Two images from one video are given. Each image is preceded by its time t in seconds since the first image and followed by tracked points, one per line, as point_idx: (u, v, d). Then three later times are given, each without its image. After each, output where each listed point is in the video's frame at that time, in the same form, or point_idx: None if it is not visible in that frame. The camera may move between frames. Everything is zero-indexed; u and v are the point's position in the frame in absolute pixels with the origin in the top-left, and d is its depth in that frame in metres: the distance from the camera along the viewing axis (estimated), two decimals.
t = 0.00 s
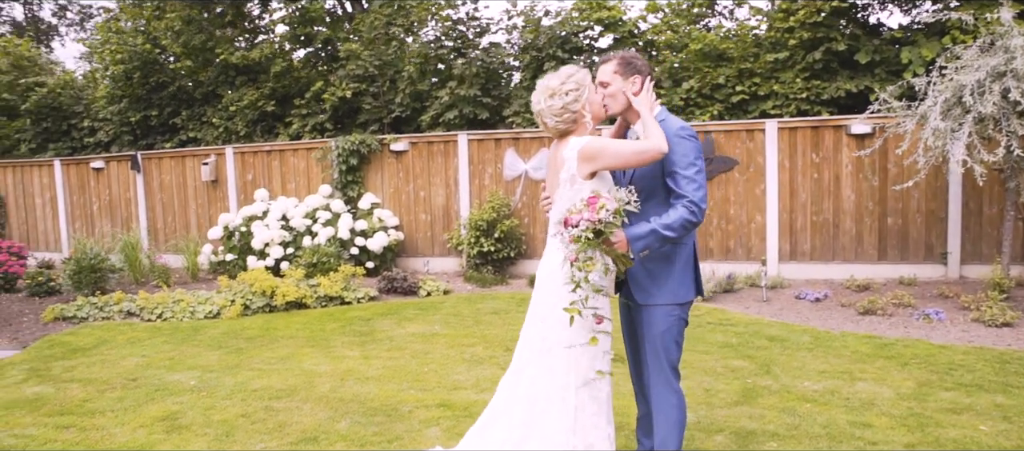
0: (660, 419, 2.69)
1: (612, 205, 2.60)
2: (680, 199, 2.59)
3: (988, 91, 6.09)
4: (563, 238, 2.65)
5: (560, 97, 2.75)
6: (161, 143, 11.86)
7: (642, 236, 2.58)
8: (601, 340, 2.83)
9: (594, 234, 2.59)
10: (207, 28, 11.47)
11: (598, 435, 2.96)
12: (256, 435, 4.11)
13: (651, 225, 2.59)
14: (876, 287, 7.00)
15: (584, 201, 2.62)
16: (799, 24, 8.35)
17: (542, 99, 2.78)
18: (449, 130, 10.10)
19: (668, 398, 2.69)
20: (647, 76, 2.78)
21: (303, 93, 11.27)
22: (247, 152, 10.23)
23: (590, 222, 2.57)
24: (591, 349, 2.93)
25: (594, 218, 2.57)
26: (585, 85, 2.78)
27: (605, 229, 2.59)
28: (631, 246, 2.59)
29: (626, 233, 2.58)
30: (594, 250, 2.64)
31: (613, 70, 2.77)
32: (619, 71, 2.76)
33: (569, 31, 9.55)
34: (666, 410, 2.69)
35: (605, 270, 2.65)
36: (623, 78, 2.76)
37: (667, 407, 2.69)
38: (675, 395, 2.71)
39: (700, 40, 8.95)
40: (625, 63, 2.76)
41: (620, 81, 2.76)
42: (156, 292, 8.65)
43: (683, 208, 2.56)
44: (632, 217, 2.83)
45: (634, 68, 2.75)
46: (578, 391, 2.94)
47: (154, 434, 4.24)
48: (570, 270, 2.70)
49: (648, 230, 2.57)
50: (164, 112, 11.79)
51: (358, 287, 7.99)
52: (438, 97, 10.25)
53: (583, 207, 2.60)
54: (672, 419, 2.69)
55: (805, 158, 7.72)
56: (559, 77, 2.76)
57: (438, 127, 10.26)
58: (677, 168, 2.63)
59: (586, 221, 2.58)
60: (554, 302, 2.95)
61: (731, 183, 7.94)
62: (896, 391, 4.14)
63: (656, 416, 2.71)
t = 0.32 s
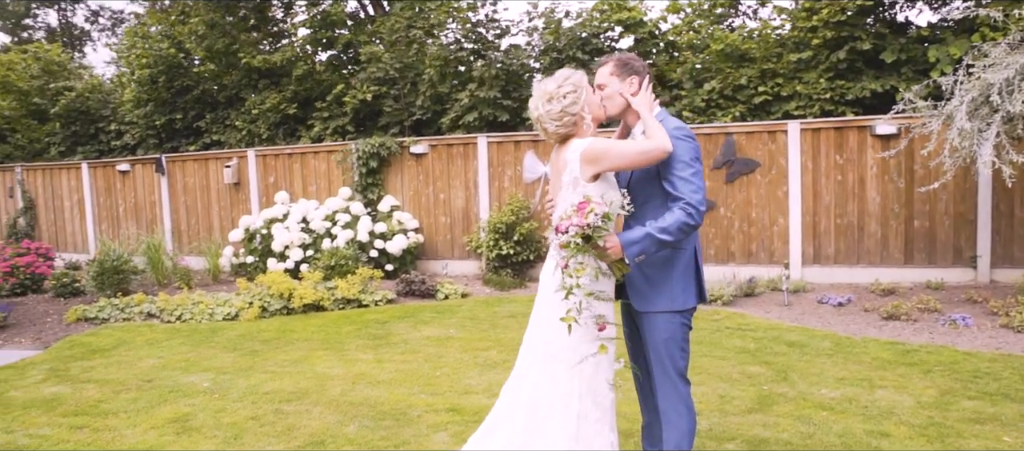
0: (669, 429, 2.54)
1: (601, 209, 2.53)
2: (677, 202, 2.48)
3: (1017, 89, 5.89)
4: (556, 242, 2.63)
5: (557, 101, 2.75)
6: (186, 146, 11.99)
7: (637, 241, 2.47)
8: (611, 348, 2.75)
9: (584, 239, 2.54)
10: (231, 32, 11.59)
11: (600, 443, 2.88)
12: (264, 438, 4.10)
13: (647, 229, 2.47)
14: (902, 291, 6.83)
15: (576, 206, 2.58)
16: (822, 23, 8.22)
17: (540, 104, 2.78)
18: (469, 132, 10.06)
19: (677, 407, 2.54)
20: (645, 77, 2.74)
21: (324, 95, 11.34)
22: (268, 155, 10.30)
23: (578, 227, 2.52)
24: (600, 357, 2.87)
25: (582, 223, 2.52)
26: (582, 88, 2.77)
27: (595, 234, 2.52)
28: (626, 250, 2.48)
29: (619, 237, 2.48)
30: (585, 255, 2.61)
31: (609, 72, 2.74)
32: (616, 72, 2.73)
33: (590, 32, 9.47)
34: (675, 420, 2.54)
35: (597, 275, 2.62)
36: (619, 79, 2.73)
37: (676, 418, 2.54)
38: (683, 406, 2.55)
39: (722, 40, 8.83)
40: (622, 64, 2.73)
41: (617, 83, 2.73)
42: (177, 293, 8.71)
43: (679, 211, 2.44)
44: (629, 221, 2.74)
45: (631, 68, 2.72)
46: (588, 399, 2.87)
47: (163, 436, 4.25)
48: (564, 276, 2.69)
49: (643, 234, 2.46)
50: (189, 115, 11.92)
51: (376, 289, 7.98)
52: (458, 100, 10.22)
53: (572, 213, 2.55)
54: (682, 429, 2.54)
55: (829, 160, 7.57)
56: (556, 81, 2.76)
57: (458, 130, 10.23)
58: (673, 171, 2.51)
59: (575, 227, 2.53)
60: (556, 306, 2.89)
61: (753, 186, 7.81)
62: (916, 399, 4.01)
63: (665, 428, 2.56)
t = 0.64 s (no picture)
0: (669, 440, 2.47)
1: (590, 216, 2.49)
2: (672, 208, 2.43)
3: None
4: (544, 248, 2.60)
5: (554, 105, 2.77)
6: (208, 149, 12.11)
7: (629, 248, 2.42)
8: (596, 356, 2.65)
9: (571, 246, 2.50)
10: (253, 37, 11.70)
11: None
12: (271, 442, 4.09)
13: (640, 236, 2.42)
14: (926, 298, 6.66)
15: (564, 213, 2.55)
16: (845, 24, 8.07)
17: (537, 108, 2.80)
18: (487, 135, 10.03)
19: (677, 417, 2.47)
20: (644, 79, 2.77)
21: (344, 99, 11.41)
22: (289, 158, 10.36)
23: (565, 234, 2.49)
24: (588, 369, 2.74)
25: (569, 230, 2.48)
26: (579, 91, 2.78)
27: (582, 241, 2.48)
28: (617, 258, 2.43)
29: (609, 245, 2.43)
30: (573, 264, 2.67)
31: (608, 75, 2.77)
32: (615, 75, 2.75)
33: (609, 35, 9.41)
34: (675, 429, 2.47)
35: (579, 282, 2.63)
36: (618, 82, 2.75)
37: (675, 427, 2.47)
38: (683, 416, 2.47)
39: (744, 42, 8.72)
40: (621, 67, 2.75)
41: (615, 86, 2.76)
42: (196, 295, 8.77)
43: (672, 217, 2.38)
44: (627, 228, 2.69)
45: (630, 71, 2.74)
46: (587, 412, 2.74)
47: (172, 438, 4.26)
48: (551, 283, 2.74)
49: (634, 241, 2.41)
50: (212, 118, 12.05)
51: (392, 293, 7.97)
52: (477, 103, 10.19)
53: (561, 219, 2.53)
54: (680, 440, 2.46)
55: (851, 163, 7.43)
56: (553, 85, 2.78)
57: (477, 133, 10.20)
58: (669, 176, 2.46)
59: (562, 234, 2.50)
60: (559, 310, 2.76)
61: (774, 189, 7.68)
62: (935, 409, 3.90)
63: (665, 438, 2.49)
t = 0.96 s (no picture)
0: None
1: (581, 224, 2.45)
2: (667, 216, 2.39)
3: None
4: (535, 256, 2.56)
5: (551, 110, 2.78)
6: (230, 152, 12.23)
7: (622, 256, 2.39)
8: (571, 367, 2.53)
9: (562, 255, 2.47)
10: (273, 41, 11.81)
11: None
12: (276, 445, 4.10)
13: (633, 245, 2.39)
14: (948, 306, 6.52)
15: (557, 221, 2.51)
16: (866, 26, 7.95)
17: (535, 114, 2.82)
18: (505, 139, 10.01)
19: (674, 428, 2.42)
20: (646, 83, 2.72)
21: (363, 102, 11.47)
22: (308, 161, 10.42)
23: (557, 243, 2.46)
24: (581, 378, 2.62)
25: (560, 239, 2.45)
26: (578, 96, 2.79)
27: (573, 251, 2.45)
28: (610, 266, 2.40)
29: (602, 253, 2.40)
30: (565, 275, 2.59)
31: (609, 79, 2.73)
32: (615, 79, 2.72)
33: (627, 38, 9.32)
34: (672, 440, 2.42)
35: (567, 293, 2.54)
36: (619, 86, 2.71)
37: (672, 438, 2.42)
38: (680, 428, 2.42)
39: (764, 45, 8.62)
40: (622, 70, 2.71)
41: (616, 90, 2.72)
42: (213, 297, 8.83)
43: (666, 226, 2.35)
44: (626, 234, 2.64)
45: (630, 74, 2.70)
46: (559, 426, 2.62)
47: (179, 439, 4.27)
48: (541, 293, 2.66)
49: (627, 249, 2.38)
50: (233, 122, 12.17)
51: (406, 297, 7.96)
52: (495, 106, 10.15)
53: (553, 227, 2.49)
54: None
55: (872, 168, 7.30)
56: (551, 90, 2.80)
57: (494, 137, 10.16)
58: (665, 184, 2.42)
59: (554, 242, 2.46)
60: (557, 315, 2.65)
61: (793, 194, 7.57)
62: (951, 421, 3.79)
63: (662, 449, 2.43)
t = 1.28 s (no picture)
0: None
1: (577, 232, 2.42)
2: (665, 222, 2.34)
3: None
4: (531, 263, 2.53)
5: (551, 114, 2.73)
6: (248, 154, 12.33)
7: (618, 263, 2.34)
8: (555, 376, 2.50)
9: (557, 263, 2.44)
10: (291, 43, 11.93)
11: None
12: (281, 447, 4.09)
13: (629, 252, 2.35)
14: (969, 314, 6.38)
15: (553, 228, 2.49)
16: (887, 29, 7.80)
17: (537, 117, 2.76)
18: (521, 142, 9.98)
19: (670, 436, 2.38)
20: (649, 85, 2.67)
21: (380, 105, 11.51)
22: (324, 164, 10.46)
23: (552, 251, 2.43)
24: (576, 386, 2.58)
25: (556, 246, 2.42)
26: (579, 98, 2.75)
27: (568, 258, 2.42)
28: (606, 274, 2.36)
29: (598, 260, 2.36)
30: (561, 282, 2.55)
31: (612, 81, 2.69)
32: (618, 81, 2.67)
33: (644, 41, 9.18)
34: (668, 448, 2.39)
35: (562, 301, 2.49)
36: (621, 88, 2.67)
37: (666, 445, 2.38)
38: (675, 436, 2.38)
39: (783, 48, 8.50)
40: (624, 73, 2.66)
41: (619, 92, 2.68)
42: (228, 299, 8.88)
43: (664, 233, 2.30)
44: (625, 240, 2.59)
45: (633, 76, 2.66)
46: (540, 428, 2.61)
47: (185, 440, 4.28)
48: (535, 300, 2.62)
49: (623, 256, 2.33)
50: (252, 124, 12.28)
51: (419, 300, 7.95)
52: (511, 110, 10.13)
53: (549, 235, 2.47)
54: None
55: (891, 173, 7.17)
56: (551, 93, 2.76)
57: (511, 140, 10.14)
58: (663, 190, 2.37)
59: (549, 250, 2.43)
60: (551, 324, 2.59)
61: (810, 200, 7.46)
62: (965, 433, 3.70)
63: None
